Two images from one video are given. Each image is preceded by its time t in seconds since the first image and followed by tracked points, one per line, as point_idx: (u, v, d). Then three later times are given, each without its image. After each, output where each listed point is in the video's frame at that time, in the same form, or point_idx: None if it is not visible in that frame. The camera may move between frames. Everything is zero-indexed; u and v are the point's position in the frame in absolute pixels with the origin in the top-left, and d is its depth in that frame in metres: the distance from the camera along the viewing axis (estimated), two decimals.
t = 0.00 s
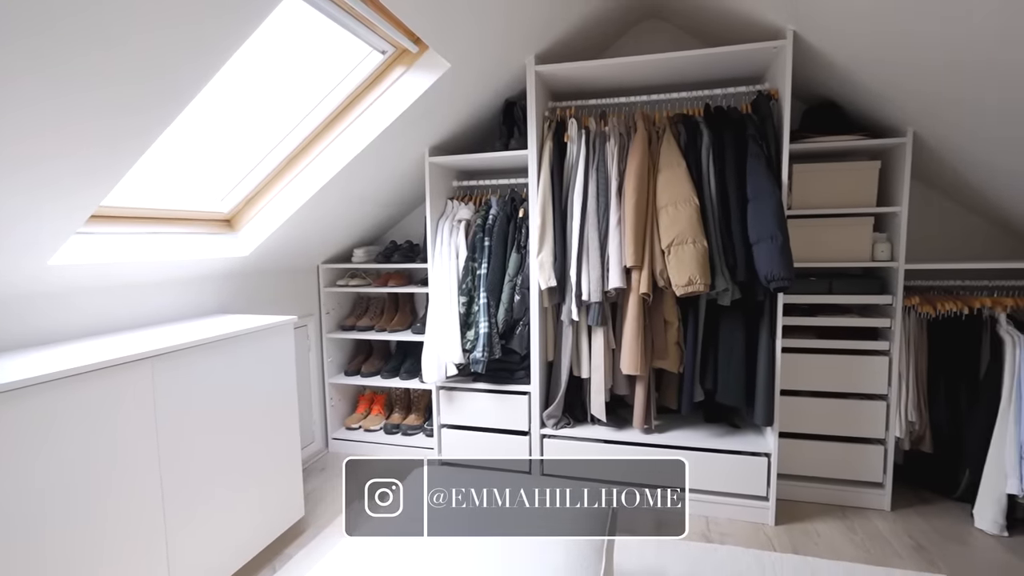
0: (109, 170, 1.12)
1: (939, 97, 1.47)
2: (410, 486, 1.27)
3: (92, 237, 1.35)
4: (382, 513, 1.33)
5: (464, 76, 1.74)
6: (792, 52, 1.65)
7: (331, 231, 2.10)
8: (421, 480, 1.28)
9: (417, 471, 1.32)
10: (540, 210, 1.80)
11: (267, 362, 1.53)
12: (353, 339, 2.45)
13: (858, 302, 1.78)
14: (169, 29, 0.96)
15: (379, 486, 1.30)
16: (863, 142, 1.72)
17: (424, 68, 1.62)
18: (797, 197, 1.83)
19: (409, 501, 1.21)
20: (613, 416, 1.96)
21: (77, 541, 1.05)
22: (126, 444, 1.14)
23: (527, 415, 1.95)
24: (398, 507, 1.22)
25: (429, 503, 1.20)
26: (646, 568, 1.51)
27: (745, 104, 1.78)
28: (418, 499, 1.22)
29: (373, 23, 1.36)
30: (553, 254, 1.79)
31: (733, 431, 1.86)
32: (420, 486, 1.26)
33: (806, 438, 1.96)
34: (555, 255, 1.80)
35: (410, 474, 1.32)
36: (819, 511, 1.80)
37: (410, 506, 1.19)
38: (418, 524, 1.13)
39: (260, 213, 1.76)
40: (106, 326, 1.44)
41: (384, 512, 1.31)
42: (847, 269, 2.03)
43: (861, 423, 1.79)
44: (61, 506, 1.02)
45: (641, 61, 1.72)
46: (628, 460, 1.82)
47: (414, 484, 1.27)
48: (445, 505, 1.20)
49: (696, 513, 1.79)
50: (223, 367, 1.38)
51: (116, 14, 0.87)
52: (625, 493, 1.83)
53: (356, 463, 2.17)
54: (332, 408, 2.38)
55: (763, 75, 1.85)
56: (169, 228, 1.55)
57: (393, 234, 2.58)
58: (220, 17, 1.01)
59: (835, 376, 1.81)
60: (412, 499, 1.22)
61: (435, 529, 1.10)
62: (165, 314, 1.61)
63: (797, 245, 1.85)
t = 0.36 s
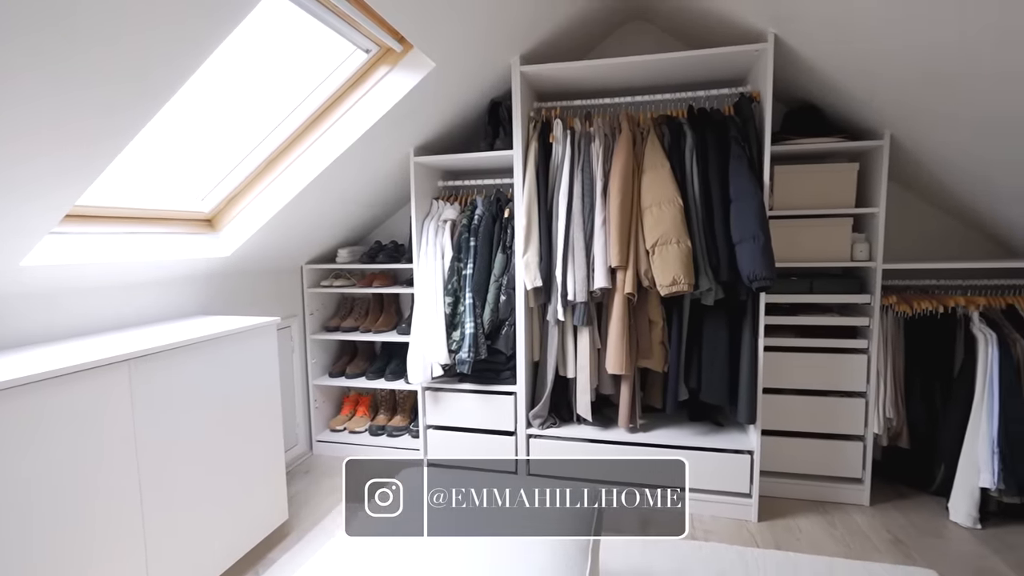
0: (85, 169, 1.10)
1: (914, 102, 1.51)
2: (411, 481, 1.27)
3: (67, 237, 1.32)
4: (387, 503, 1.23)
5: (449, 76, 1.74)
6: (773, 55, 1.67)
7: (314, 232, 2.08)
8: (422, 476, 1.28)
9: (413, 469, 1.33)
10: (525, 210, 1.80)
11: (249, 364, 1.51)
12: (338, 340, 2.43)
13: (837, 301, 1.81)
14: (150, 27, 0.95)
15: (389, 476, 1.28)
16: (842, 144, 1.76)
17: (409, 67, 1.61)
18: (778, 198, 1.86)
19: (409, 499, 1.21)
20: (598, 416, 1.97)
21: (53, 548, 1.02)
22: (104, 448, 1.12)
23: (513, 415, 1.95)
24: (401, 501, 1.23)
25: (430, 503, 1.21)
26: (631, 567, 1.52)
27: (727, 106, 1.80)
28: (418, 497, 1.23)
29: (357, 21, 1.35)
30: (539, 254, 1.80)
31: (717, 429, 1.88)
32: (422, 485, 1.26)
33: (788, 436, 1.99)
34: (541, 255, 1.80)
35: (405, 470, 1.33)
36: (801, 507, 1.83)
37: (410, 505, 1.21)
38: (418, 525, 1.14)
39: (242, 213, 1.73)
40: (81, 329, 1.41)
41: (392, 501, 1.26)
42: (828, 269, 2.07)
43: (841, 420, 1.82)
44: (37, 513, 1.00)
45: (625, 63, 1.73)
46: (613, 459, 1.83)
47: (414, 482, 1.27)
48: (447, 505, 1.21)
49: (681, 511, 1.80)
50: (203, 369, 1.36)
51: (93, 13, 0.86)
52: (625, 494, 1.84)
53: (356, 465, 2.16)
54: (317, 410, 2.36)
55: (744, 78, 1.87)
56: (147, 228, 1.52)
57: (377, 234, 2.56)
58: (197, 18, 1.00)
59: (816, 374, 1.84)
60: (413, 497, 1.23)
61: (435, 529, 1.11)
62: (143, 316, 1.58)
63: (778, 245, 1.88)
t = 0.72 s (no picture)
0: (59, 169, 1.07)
1: (889, 106, 1.55)
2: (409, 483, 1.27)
3: (39, 237, 1.28)
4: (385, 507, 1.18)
5: (434, 76, 1.73)
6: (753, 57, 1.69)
7: (297, 232, 2.06)
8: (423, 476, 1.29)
9: (412, 470, 1.32)
10: (510, 210, 1.80)
11: (230, 367, 1.49)
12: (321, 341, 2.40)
13: (817, 300, 1.85)
14: (129, 26, 0.93)
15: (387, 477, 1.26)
16: (821, 146, 1.79)
17: (392, 66, 1.60)
18: (760, 199, 1.89)
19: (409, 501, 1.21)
20: (584, 415, 1.98)
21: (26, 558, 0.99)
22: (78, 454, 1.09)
23: (498, 415, 1.95)
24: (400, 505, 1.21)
25: (429, 504, 1.19)
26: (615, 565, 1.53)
27: (710, 108, 1.82)
28: (418, 501, 1.21)
29: (339, 20, 1.34)
30: (523, 254, 1.80)
31: (700, 427, 1.90)
32: (423, 486, 1.25)
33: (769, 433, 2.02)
34: (525, 255, 1.80)
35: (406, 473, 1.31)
36: (781, 503, 1.86)
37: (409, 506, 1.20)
38: (417, 525, 1.14)
39: (222, 213, 1.71)
40: (55, 332, 1.37)
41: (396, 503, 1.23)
42: (808, 269, 2.10)
43: (821, 417, 1.85)
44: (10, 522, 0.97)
45: (609, 64, 1.74)
46: (599, 458, 1.84)
47: (415, 484, 1.26)
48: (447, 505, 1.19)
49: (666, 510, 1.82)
50: (183, 372, 1.33)
51: (71, 13, 0.85)
52: (625, 493, 1.83)
53: (356, 464, 2.14)
54: (300, 412, 2.33)
55: (726, 80, 1.90)
56: (124, 228, 1.48)
57: (361, 234, 2.54)
58: (175, 17, 0.99)
59: (796, 372, 1.87)
60: (413, 501, 1.21)
61: (435, 529, 1.11)
62: (120, 317, 1.55)
63: (760, 245, 1.90)
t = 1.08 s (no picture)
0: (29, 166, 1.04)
1: (866, 110, 1.58)
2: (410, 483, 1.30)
3: (11, 237, 1.25)
4: (385, 507, 1.18)
5: (418, 75, 1.72)
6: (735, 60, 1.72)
7: (280, 232, 2.03)
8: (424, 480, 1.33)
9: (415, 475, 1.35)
10: (495, 210, 1.80)
11: (211, 369, 1.46)
12: (304, 343, 2.38)
13: (798, 299, 1.88)
14: (103, 22, 0.92)
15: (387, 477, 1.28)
16: (801, 148, 1.82)
17: (376, 64, 1.59)
18: (742, 200, 1.91)
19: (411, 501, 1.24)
20: (569, 415, 1.99)
21: None
22: (52, 459, 1.06)
23: (484, 415, 1.95)
24: (400, 506, 1.21)
25: (430, 504, 1.20)
26: (601, 564, 1.54)
27: (692, 110, 1.84)
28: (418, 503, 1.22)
29: (322, 18, 1.33)
30: (509, 255, 1.80)
31: (684, 425, 1.92)
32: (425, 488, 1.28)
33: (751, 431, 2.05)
34: (511, 256, 1.80)
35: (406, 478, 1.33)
36: (764, 500, 1.89)
37: (409, 507, 1.20)
38: (418, 524, 1.13)
39: (202, 213, 1.68)
40: (28, 334, 1.34)
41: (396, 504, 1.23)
42: (789, 269, 2.13)
43: (802, 415, 1.88)
44: None
45: (594, 65, 1.75)
46: (584, 457, 1.84)
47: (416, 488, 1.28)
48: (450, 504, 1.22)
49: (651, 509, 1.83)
50: (163, 374, 1.31)
51: (43, 6, 0.82)
52: (625, 494, 1.85)
53: (355, 464, 2.12)
54: (283, 415, 2.30)
55: (708, 82, 1.92)
56: (100, 228, 1.45)
57: (345, 234, 2.52)
58: (152, 12, 0.97)
59: (778, 371, 1.89)
60: (413, 503, 1.21)
61: (435, 529, 1.10)
62: (96, 319, 1.51)
63: (742, 245, 1.93)
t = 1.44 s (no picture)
0: None
1: (843, 112, 1.61)
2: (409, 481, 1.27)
3: None
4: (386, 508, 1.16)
5: (402, 74, 1.71)
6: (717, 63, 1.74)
7: (261, 232, 2.00)
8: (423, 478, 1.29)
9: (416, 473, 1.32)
10: (479, 210, 1.80)
11: (190, 371, 1.43)
12: (286, 344, 2.35)
13: (778, 298, 1.90)
14: (73, 20, 0.89)
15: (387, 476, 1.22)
16: (780, 150, 1.85)
17: (359, 62, 1.57)
18: (724, 200, 1.94)
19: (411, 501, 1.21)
20: (554, 415, 1.99)
21: None
22: (24, 465, 1.03)
23: (469, 416, 1.94)
24: (400, 506, 1.19)
25: (429, 504, 1.19)
26: (585, 563, 1.55)
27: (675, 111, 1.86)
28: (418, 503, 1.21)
29: (304, 15, 1.31)
30: (493, 255, 1.80)
31: (668, 424, 1.94)
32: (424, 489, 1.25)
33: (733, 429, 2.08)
34: (495, 256, 1.80)
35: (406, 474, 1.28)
36: (746, 496, 1.92)
37: (409, 507, 1.19)
38: (418, 524, 1.13)
39: (180, 212, 1.64)
40: None
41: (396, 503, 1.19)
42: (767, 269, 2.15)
43: (782, 412, 1.91)
44: None
45: (577, 66, 1.75)
46: (569, 457, 1.85)
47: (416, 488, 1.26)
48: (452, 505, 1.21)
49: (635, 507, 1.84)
50: (139, 377, 1.28)
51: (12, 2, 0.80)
52: (625, 493, 1.86)
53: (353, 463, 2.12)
54: (264, 417, 2.26)
55: (690, 84, 1.94)
56: (74, 228, 1.41)
57: (328, 234, 2.49)
58: (127, 9, 0.95)
59: (759, 369, 1.92)
60: (413, 502, 1.21)
61: (435, 529, 1.10)
62: (70, 321, 1.47)
63: (724, 246, 1.95)
